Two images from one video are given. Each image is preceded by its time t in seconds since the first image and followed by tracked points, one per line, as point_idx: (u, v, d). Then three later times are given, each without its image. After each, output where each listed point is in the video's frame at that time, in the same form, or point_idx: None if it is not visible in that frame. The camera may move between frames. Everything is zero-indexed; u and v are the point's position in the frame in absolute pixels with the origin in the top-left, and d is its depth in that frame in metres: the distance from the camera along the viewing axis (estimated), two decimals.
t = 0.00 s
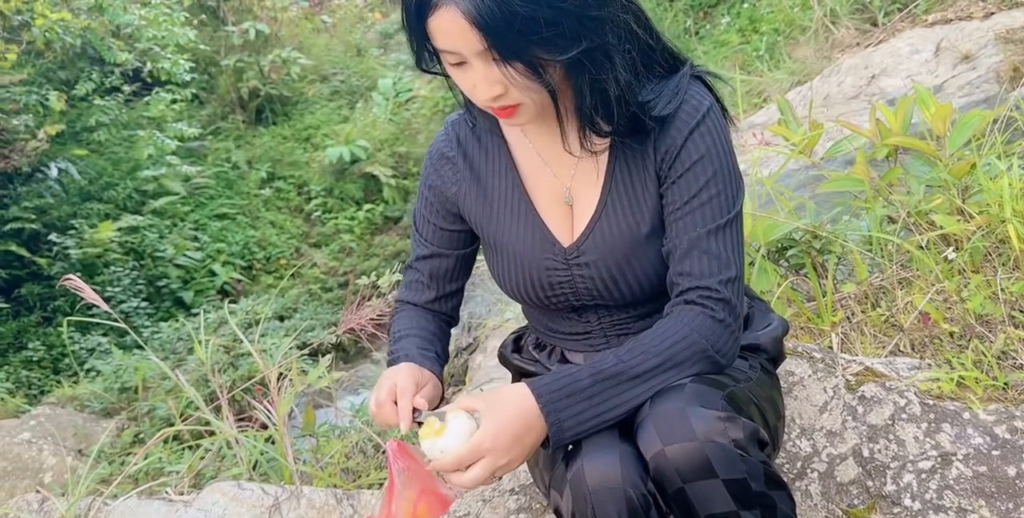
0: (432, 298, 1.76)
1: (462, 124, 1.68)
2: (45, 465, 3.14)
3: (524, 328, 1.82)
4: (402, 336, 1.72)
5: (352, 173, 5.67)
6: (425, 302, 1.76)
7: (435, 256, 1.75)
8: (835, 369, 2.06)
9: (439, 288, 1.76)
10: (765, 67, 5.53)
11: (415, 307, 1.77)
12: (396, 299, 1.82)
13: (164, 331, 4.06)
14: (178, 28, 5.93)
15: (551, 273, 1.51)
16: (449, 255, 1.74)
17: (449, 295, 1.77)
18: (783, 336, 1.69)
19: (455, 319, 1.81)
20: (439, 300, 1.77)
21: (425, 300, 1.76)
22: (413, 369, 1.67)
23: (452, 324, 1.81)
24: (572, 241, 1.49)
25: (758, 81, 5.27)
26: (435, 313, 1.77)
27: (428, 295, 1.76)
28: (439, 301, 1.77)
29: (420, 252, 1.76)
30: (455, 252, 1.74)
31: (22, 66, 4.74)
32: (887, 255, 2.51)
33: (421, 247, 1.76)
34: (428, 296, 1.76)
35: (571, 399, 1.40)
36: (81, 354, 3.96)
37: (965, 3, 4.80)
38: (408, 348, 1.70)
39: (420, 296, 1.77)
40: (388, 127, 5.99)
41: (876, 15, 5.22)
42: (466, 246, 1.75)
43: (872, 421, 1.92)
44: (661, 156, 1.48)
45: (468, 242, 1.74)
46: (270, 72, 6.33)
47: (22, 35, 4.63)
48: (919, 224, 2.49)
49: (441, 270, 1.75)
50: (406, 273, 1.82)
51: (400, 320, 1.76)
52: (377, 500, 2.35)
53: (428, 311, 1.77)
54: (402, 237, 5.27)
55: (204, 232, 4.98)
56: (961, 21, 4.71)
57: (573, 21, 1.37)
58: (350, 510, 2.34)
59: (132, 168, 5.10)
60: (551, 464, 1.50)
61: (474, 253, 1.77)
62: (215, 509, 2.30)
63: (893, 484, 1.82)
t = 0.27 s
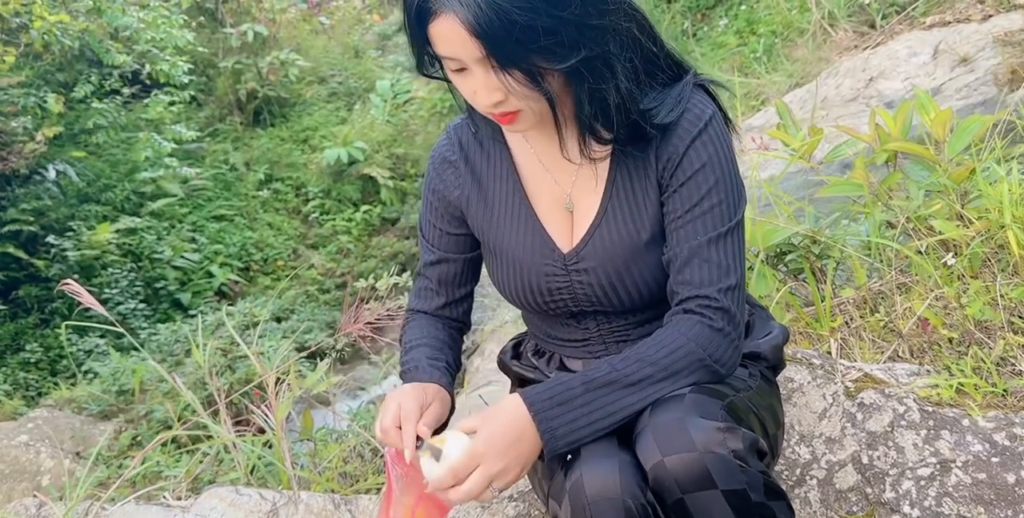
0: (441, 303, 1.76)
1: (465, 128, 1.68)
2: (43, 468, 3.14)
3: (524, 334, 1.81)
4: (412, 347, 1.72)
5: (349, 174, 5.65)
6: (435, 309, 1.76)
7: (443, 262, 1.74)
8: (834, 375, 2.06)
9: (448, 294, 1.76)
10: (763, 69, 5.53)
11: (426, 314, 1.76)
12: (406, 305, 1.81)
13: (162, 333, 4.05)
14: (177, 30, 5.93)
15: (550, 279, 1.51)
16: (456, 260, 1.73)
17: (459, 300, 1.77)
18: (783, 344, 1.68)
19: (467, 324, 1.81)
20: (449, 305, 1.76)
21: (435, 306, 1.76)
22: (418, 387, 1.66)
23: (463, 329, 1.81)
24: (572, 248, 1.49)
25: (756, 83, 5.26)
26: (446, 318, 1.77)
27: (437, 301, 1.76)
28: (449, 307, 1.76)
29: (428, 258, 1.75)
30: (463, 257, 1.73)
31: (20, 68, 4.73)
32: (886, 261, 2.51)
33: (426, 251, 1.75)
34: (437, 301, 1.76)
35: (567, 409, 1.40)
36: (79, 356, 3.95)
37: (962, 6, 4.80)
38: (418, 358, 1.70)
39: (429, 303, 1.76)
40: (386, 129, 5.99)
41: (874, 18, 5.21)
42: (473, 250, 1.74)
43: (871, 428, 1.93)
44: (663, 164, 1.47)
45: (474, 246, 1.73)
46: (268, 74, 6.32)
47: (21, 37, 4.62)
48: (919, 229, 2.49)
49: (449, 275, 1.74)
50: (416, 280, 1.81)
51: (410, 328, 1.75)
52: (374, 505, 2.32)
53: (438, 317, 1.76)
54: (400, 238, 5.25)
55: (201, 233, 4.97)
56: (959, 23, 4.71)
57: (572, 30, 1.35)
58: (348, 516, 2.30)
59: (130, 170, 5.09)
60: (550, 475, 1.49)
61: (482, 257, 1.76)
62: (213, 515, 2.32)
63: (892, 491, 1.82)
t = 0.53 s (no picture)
0: (434, 312, 1.75)
1: (460, 139, 1.67)
2: (40, 473, 3.13)
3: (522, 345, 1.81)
4: (401, 355, 1.71)
5: (348, 176, 5.63)
6: (427, 315, 1.75)
7: (436, 271, 1.74)
8: (833, 383, 2.05)
9: (440, 303, 1.75)
10: (760, 72, 5.53)
11: (418, 320, 1.75)
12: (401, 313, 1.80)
13: (159, 337, 4.04)
14: (174, 33, 5.89)
15: (548, 289, 1.50)
16: (448, 269, 1.72)
17: (452, 308, 1.76)
18: (781, 355, 1.68)
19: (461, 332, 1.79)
20: (441, 313, 1.75)
21: (427, 314, 1.75)
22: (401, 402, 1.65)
23: (458, 337, 1.79)
24: (570, 259, 1.48)
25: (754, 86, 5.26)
26: (440, 327, 1.76)
27: (429, 309, 1.75)
28: (441, 315, 1.75)
29: (422, 267, 1.74)
30: (456, 267, 1.73)
31: (17, 71, 4.72)
32: (884, 269, 2.50)
33: (422, 261, 1.74)
34: (430, 309, 1.75)
35: (568, 423, 1.39)
36: (76, 359, 3.94)
37: (959, 9, 4.80)
38: (405, 366, 1.69)
39: (422, 310, 1.75)
40: (384, 131, 5.97)
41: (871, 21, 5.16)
42: (467, 260, 1.73)
43: (870, 436, 1.92)
44: (662, 174, 1.47)
45: (468, 257, 1.73)
46: (265, 77, 6.31)
47: (18, 41, 4.61)
48: (916, 236, 2.47)
49: (442, 284, 1.74)
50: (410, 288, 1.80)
51: (401, 336, 1.75)
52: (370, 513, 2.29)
53: (431, 323, 1.75)
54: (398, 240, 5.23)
55: (199, 236, 4.97)
56: (956, 26, 4.71)
57: (573, 39, 1.35)
58: None
59: (127, 174, 5.09)
60: (547, 489, 1.49)
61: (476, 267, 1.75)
62: None
63: (891, 500, 1.82)
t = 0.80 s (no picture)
0: (424, 323, 1.74)
1: (454, 150, 1.66)
2: (35, 480, 3.12)
3: (517, 355, 1.80)
4: (392, 365, 1.70)
5: (345, 180, 5.63)
6: (418, 327, 1.74)
7: (428, 283, 1.73)
8: (830, 392, 2.04)
9: (431, 314, 1.74)
10: (757, 75, 5.52)
11: (408, 332, 1.74)
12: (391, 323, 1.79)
13: (156, 342, 4.02)
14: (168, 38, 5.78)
15: (543, 301, 1.49)
16: (439, 282, 1.72)
17: (443, 320, 1.75)
18: (779, 364, 1.67)
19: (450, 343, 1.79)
20: (432, 323, 1.74)
21: (418, 325, 1.74)
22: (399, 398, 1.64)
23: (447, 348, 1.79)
24: (566, 270, 1.47)
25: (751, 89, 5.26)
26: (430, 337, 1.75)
27: (421, 320, 1.74)
28: (432, 325, 1.74)
29: (413, 279, 1.73)
30: (448, 279, 1.72)
31: (13, 76, 4.70)
32: (881, 276, 2.50)
33: (414, 273, 1.74)
34: (420, 320, 1.74)
35: (565, 436, 1.38)
36: (72, 364, 3.94)
37: (956, 13, 4.80)
38: (399, 373, 1.68)
39: (413, 321, 1.74)
40: (381, 134, 5.95)
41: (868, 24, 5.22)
42: (459, 273, 1.73)
43: (868, 445, 1.91)
44: (657, 185, 1.46)
45: (461, 269, 1.72)
46: (262, 81, 6.32)
47: (13, 45, 4.60)
48: (913, 243, 2.48)
49: (433, 296, 1.73)
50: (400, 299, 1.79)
51: (391, 346, 1.74)
52: None
53: (422, 335, 1.74)
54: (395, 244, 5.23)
55: (195, 240, 4.95)
56: (952, 30, 4.72)
57: (564, 53, 1.34)
58: None
59: (124, 178, 5.06)
60: (543, 502, 1.48)
61: (468, 279, 1.75)
62: None
63: (889, 509, 1.81)
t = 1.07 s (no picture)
0: (406, 338, 1.72)
1: (440, 167, 1.64)
2: (21, 496, 3.09)
3: (503, 372, 1.78)
4: (371, 382, 1.68)
5: (334, 191, 5.59)
6: (397, 343, 1.72)
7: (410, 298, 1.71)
8: (821, 407, 2.03)
9: (412, 330, 1.72)
10: (746, 86, 5.51)
11: (387, 348, 1.73)
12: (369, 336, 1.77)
13: (144, 356, 3.99)
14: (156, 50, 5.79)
15: (532, 319, 1.48)
16: (421, 297, 1.70)
17: (423, 336, 1.73)
18: (768, 380, 1.66)
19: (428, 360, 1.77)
20: (413, 339, 1.73)
21: (400, 340, 1.72)
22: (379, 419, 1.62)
23: (425, 366, 1.77)
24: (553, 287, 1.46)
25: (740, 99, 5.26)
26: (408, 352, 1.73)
27: (400, 336, 1.72)
28: (412, 341, 1.73)
29: (395, 292, 1.71)
30: (430, 295, 1.70)
31: None
32: (872, 289, 2.50)
33: (395, 286, 1.71)
34: (401, 336, 1.72)
35: (554, 457, 1.37)
36: (60, 378, 3.90)
37: (944, 22, 4.78)
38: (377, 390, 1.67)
39: (392, 336, 1.73)
40: (371, 145, 5.92)
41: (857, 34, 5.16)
42: (442, 289, 1.70)
43: (860, 461, 1.90)
44: (643, 202, 1.44)
45: (444, 285, 1.70)
46: (251, 91, 6.28)
47: None
48: (903, 255, 2.47)
49: (415, 311, 1.71)
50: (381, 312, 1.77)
51: (370, 360, 1.72)
52: None
53: (400, 351, 1.73)
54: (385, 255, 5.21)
55: (184, 252, 4.92)
56: (940, 40, 4.69)
57: (549, 71, 1.33)
58: None
59: (111, 191, 4.99)
60: None
61: (451, 295, 1.73)
62: None
63: None
